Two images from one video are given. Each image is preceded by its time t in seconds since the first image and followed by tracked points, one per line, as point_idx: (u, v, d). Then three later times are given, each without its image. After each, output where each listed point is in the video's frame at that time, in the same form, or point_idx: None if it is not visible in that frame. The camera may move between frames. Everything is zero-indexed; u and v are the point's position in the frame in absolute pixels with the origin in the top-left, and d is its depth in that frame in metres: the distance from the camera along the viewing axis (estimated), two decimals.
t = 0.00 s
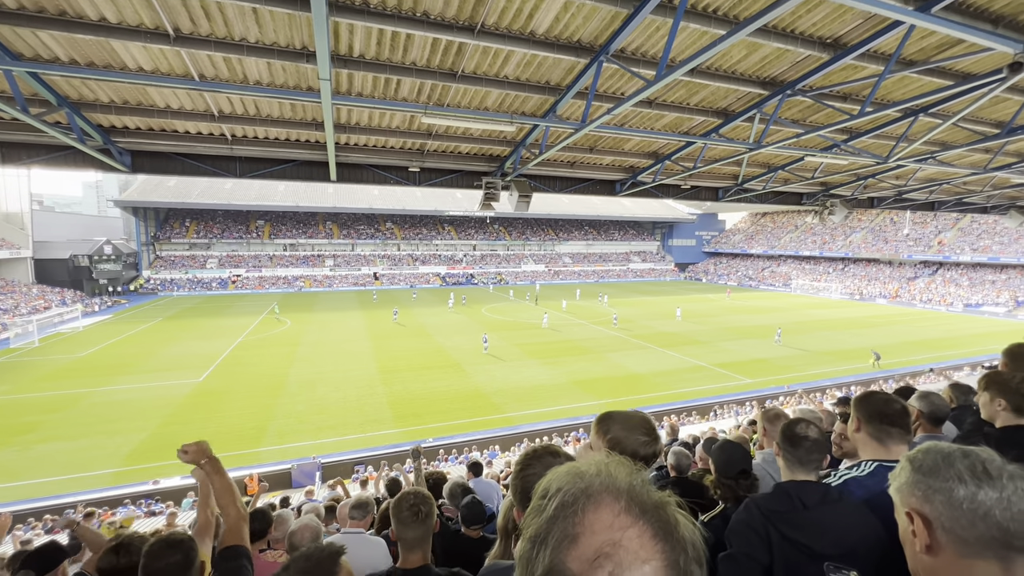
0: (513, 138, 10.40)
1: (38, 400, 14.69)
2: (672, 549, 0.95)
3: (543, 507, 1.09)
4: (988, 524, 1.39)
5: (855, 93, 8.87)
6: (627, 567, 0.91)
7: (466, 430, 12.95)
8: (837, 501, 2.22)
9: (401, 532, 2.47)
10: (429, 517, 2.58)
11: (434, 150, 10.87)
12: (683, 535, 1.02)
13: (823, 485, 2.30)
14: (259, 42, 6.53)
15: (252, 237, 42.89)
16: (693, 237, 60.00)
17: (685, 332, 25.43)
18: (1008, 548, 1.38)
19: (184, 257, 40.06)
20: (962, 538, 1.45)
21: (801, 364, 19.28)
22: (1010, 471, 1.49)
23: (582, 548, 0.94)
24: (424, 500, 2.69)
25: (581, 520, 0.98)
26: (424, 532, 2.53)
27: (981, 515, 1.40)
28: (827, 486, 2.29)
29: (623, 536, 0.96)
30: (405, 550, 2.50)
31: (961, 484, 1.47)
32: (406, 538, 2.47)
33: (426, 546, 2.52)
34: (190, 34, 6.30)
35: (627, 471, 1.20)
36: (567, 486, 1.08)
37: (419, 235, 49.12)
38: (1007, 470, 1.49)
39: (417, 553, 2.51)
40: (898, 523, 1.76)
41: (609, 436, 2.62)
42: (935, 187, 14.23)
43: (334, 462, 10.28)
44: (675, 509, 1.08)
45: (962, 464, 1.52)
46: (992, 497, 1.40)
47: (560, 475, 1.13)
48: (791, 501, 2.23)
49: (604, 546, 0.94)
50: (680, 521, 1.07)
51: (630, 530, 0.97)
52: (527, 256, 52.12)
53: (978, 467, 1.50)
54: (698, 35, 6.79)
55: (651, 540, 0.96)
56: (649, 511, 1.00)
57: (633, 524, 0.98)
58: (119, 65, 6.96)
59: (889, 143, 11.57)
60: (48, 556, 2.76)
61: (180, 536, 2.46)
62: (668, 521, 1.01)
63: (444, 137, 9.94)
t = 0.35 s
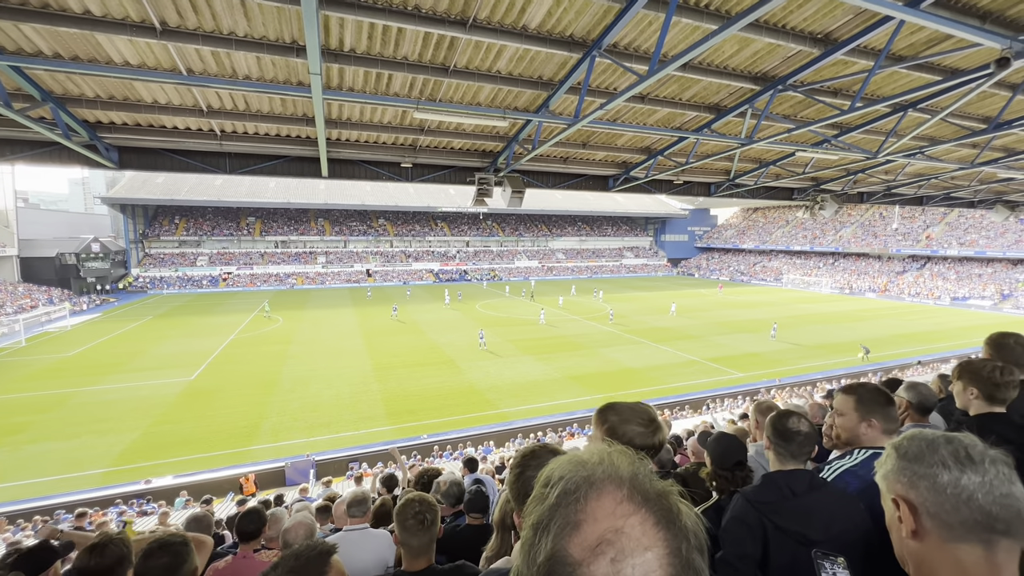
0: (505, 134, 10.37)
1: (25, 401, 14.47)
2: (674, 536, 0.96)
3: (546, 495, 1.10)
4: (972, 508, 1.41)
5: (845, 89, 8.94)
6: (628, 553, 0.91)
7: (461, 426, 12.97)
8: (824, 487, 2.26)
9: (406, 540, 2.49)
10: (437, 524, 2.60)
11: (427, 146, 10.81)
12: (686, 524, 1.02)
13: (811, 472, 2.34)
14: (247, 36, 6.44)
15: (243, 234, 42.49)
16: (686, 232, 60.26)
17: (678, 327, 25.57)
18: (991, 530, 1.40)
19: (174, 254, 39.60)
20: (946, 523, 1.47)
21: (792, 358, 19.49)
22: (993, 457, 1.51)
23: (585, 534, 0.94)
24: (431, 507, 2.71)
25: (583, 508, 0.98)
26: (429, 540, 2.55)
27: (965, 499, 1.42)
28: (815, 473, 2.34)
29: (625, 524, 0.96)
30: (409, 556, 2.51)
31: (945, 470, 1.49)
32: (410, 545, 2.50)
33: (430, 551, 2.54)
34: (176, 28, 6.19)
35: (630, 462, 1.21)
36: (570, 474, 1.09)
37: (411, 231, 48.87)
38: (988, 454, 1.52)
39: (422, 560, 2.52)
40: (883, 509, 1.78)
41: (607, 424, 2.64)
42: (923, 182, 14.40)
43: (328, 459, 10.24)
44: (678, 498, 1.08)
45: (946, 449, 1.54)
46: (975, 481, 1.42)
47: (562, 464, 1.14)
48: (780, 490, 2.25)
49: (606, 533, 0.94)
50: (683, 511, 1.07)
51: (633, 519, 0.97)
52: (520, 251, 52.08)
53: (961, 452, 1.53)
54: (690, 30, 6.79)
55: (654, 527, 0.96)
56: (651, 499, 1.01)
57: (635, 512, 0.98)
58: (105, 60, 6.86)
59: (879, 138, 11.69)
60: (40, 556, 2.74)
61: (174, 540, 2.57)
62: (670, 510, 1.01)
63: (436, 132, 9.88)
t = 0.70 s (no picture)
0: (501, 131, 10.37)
1: (23, 402, 14.45)
2: (660, 524, 0.96)
3: (538, 484, 1.10)
4: (949, 496, 1.43)
5: (840, 85, 8.95)
6: (615, 540, 0.91)
7: (458, 424, 12.99)
8: (813, 478, 2.28)
9: (402, 531, 2.51)
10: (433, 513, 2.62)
11: (423, 144, 10.79)
12: (672, 513, 1.03)
13: (800, 463, 2.36)
14: (241, 34, 6.41)
15: (239, 234, 42.37)
16: (683, 229, 60.34)
17: (675, 323, 25.64)
18: (971, 518, 1.42)
19: (170, 254, 39.41)
20: (925, 511, 1.48)
21: (788, 353, 19.57)
22: (972, 446, 1.53)
23: (572, 520, 0.94)
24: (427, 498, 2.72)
25: (570, 496, 0.99)
26: (426, 532, 2.56)
27: (943, 487, 1.44)
28: (803, 465, 2.36)
29: (611, 510, 0.96)
30: (407, 548, 2.53)
31: (925, 459, 1.51)
32: (408, 537, 2.51)
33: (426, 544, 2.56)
34: (169, 26, 6.15)
35: (618, 451, 1.22)
36: (558, 465, 1.10)
37: (408, 229, 48.75)
38: (968, 444, 1.54)
39: (418, 551, 2.54)
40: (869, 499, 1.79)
41: (606, 408, 2.68)
42: (919, 177, 14.44)
43: (326, 458, 10.24)
44: (664, 487, 1.09)
45: (926, 440, 1.56)
46: (953, 470, 1.44)
47: (551, 456, 1.16)
48: (771, 484, 2.27)
49: (594, 518, 0.94)
50: (669, 500, 1.08)
51: (619, 505, 0.98)
52: (517, 249, 52.04)
53: (941, 442, 1.54)
54: (685, 27, 6.79)
55: (640, 516, 0.96)
56: (637, 488, 1.02)
57: (622, 499, 0.99)
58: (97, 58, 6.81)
59: (874, 134, 11.73)
60: (39, 557, 2.77)
61: (207, 544, 2.57)
62: (655, 498, 1.03)
63: (432, 130, 9.86)
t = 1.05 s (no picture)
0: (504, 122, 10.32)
1: (33, 395, 14.64)
2: (641, 500, 0.98)
3: (521, 465, 1.11)
4: (948, 478, 1.43)
5: (847, 72, 8.84)
6: (595, 519, 0.92)
7: (462, 416, 13.07)
8: (809, 465, 2.29)
9: (377, 525, 2.53)
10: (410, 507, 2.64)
11: (426, 135, 10.76)
12: (654, 491, 1.04)
13: (796, 451, 2.37)
14: (242, 26, 6.38)
15: (243, 228, 42.53)
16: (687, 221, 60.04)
17: (679, 315, 25.59)
18: (969, 500, 1.42)
19: (174, 248, 39.59)
20: (924, 494, 1.48)
21: (792, 345, 19.51)
22: (970, 429, 1.54)
23: (553, 500, 0.95)
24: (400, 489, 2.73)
25: (553, 476, 1.00)
26: (401, 526, 2.58)
27: (942, 470, 1.45)
28: (798, 452, 2.37)
29: (592, 489, 0.97)
30: (383, 543, 2.56)
31: (923, 442, 1.52)
32: (383, 531, 2.54)
33: (400, 540, 2.58)
34: (169, 19, 6.14)
35: (604, 432, 1.23)
36: (542, 446, 1.12)
37: (412, 222, 48.73)
38: (967, 426, 1.55)
39: (395, 546, 2.57)
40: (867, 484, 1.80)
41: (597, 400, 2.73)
42: (926, 166, 14.28)
43: (332, 450, 10.33)
44: (648, 467, 1.11)
45: (925, 423, 1.57)
46: (952, 453, 1.45)
47: (535, 438, 1.17)
48: (763, 473, 2.28)
49: (574, 497, 0.95)
50: (652, 479, 1.10)
51: (602, 485, 0.98)
52: (521, 242, 51.97)
53: (938, 425, 1.55)
54: (689, 14, 6.71)
55: (622, 495, 0.97)
56: (620, 468, 1.04)
57: (602, 479, 1.00)
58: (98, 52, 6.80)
59: (881, 123, 11.58)
60: (48, 543, 2.81)
61: (245, 536, 2.57)
62: (637, 477, 1.04)
63: (434, 122, 9.82)
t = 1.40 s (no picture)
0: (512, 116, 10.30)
1: (53, 389, 14.99)
2: (645, 494, 0.98)
3: (522, 458, 1.11)
4: (966, 471, 1.41)
5: (861, 62, 8.68)
6: (602, 512, 0.92)
7: (471, 410, 13.14)
8: (815, 461, 2.27)
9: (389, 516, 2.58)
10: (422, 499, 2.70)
11: (434, 130, 10.77)
12: (656, 482, 1.05)
13: (802, 447, 2.36)
14: (250, 22, 6.42)
15: (254, 224, 43.00)
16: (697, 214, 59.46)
17: (689, 309, 25.40)
18: (988, 494, 1.39)
19: (187, 245, 40.13)
20: (941, 487, 1.46)
21: (804, 339, 19.28)
22: (988, 422, 1.53)
23: (559, 496, 0.94)
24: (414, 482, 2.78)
25: (556, 470, 1.00)
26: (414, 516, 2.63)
27: (960, 463, 1.42)
28: (805, 447, 2.35)
29: (597, 484, 0.97)
30: (396, 531, 2.62)
31: (940, 435, 1.51)
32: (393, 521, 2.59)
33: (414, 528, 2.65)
34: (179, 16, 6.18)
35: (604, 425, 1.23)
36: (544, 439, 1.12)
37: (420, 218, 48.86)
38: (985, 420, 1.53)
39: (408, 534, 2.63)
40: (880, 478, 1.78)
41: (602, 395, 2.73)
42: (944, 157, 13.96)
43: (343, 443, 10.45)
44: (649, 458, 1.12)
45: (943, 416, 1.55)
46: (969, 446, 1.43)
47: (535, 431, 1.17)
48: (767, 469, 2.26)
49: (579, 493, 0.95)
50: (654, 470, 1.10)
51: (606, 479, 0.99)
52: (529, 236, 51.89)
53: (957, 419, 1.54)
54: (700, 4, 6.61)
55: (626, 488, 0.98)
56: (623, 461, 1.04)
57: (607, 473, 1.00)
58: (110, 51, 6.87)
59: (897, 113, 11.34)
60: (67, 532, 2.88)
61: (257, 526, 2.60)
62: (640, 469, 1.04)
63: (442, 117, 9.81)
